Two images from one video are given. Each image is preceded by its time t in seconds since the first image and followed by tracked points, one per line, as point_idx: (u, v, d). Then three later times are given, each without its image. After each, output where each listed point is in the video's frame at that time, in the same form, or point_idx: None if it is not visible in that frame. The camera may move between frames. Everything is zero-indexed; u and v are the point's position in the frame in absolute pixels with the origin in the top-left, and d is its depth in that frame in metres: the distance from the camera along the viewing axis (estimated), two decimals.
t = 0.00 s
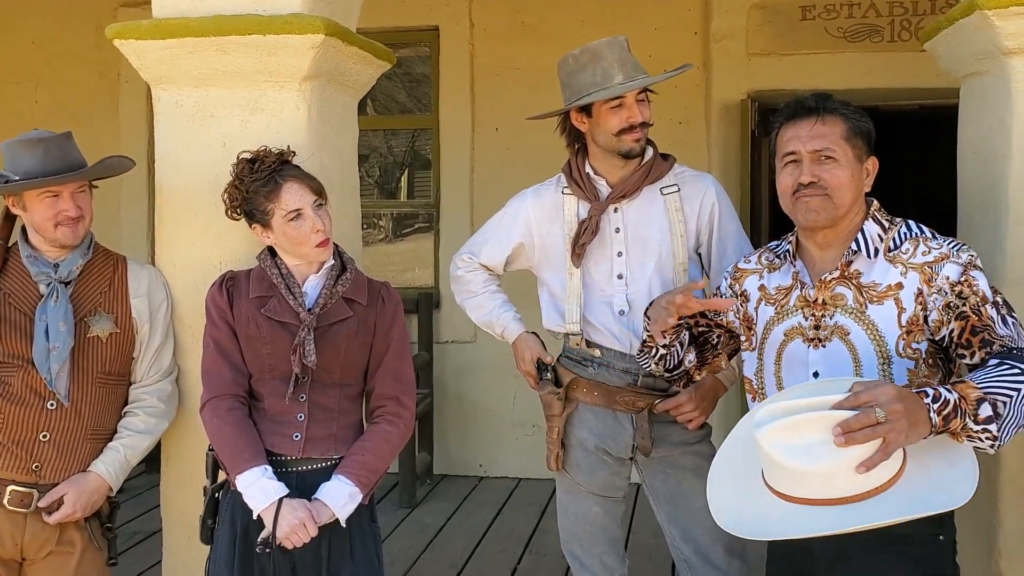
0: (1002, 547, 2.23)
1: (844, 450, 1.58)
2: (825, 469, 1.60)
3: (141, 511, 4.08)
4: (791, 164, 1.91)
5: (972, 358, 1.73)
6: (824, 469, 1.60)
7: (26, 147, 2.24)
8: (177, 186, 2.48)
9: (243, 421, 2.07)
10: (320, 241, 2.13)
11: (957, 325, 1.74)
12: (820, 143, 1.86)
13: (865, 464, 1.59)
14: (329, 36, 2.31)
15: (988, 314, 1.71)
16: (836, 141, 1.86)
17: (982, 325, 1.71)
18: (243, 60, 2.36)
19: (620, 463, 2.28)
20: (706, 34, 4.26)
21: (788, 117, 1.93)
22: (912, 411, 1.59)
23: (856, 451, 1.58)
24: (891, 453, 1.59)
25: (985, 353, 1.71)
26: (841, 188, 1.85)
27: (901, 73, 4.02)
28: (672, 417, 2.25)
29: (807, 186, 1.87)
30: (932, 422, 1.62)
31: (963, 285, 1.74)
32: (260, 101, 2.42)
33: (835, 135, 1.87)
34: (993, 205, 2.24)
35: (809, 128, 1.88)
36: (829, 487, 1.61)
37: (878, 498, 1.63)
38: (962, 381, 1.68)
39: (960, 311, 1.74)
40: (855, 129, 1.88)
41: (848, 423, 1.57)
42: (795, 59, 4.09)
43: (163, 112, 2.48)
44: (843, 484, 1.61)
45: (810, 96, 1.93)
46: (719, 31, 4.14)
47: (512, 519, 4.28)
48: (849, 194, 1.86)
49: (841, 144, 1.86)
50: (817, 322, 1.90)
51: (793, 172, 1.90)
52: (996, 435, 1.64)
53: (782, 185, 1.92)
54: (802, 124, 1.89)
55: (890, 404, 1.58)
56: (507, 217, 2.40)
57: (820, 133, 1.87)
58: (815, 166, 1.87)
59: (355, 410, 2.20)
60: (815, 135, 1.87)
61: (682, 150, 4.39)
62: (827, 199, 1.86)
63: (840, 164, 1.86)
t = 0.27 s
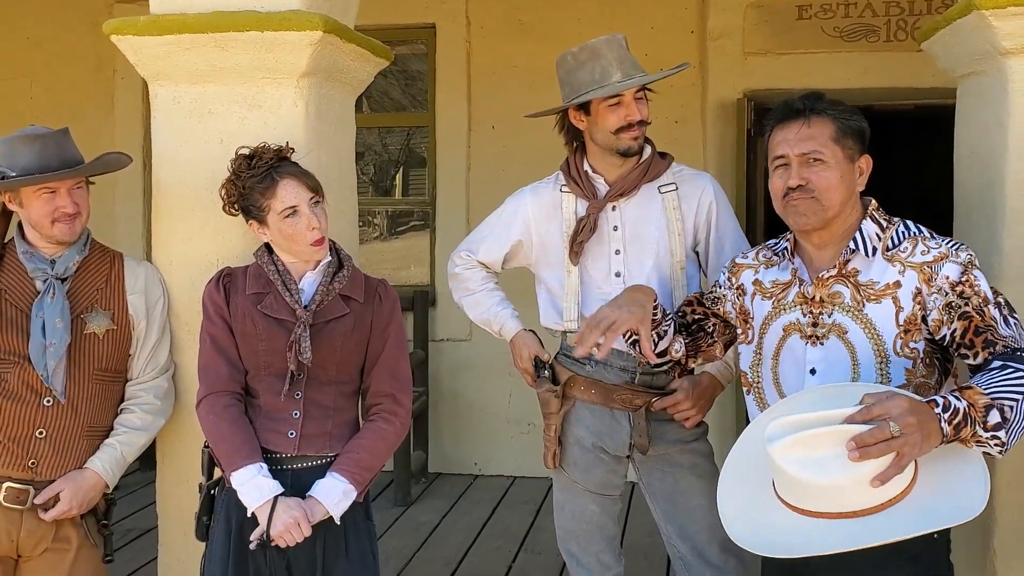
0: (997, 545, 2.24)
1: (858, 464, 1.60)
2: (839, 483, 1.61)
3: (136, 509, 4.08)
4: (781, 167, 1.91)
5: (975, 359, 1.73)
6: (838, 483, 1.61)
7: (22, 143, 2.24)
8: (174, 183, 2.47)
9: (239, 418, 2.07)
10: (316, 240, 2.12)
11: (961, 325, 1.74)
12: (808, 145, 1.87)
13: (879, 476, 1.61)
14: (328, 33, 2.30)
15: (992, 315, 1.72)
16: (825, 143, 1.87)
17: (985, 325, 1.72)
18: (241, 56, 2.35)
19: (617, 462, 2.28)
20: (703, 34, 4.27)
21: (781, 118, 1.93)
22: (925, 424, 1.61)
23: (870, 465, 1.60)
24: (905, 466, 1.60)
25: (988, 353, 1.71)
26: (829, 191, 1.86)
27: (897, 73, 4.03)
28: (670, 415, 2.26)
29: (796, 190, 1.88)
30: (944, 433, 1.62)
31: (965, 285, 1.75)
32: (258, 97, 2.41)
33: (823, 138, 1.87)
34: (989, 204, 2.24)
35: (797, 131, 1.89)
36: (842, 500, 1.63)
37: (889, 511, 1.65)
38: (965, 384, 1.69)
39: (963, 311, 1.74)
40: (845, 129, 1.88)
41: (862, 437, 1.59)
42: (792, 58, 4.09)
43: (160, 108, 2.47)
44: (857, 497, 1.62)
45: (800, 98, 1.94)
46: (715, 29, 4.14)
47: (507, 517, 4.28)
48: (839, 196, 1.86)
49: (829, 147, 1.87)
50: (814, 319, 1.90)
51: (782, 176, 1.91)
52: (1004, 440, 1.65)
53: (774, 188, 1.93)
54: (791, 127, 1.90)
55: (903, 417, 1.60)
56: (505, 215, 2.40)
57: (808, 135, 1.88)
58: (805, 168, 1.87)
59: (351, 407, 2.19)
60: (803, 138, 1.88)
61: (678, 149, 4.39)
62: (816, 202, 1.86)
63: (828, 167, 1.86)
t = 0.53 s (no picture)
0: (991, 546, 2.25)
1: (844, 474, 1.62)
2: (826, 493, 1.63)
3: (131, 510, 4.07)
4: (783, 164, 1.91)
5: (967, 372, 1.78)
6: (826, 494, 1.63)
7: (18, 144, 2.23)
8: (170, 185, 2.47)
9: (233, 421, 2.08)
10: (302, 244, 2.12)
11: (956, 335, 1.78)
12: (809, 143, 1.88)
13: (864, 485, 1.63)
14: (324, 35, 2.31)
15: (986, 328, 1.75)
16: (827, 142, 1.87)
17: (979, 338, 1.75)
18: (237, 59, 2.35)
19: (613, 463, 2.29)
20: (699, 35, 4.27)
21: (782, 118, 1.94)
22: (909, 434, 1.63)
23: (855, 475, 1.62)
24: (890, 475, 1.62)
25: (980, 367, 1.76)
26: (829, 188, 1.86)
27: (893, 75, 4.04)
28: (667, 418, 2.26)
29: (796, 186, 1.88)
30: (927, 443, 1.65)
31: (961, 295, 1.77)
32: (255, 99, 2.41)
33: (825, 136, 1.88)
34: (984, 207, 2.25)
35: (798, 129, 1.90)
36: (830, 510, 1.64)
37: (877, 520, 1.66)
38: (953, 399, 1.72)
39: (958, 322, 1.77)
40: (846, 129, 1.89)
41: (846, 447, 1.61)
42: (787, 61, 4.10)
43: (156, 110, 2.47)
44: (844, 507, 1.64)
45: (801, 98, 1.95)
46: (712, 31, 4.15)
47: (504, 518, 4.28)
48: (838, 194, 1.87)
49: (830, 145, 1.87)
50: (810, 323, 1.91)
51: (782, 172, 1.91)
52: (987, 452, 1.68)
53: (774, 184, 1.93)
54: (792, 125, 1.91)
55: (887, 428, 1.62)
56: (501, 217, 2.40)
57: (810, 133, 1.88)
58: (806, 165, 1.88)
59: (346, 410, 2.20)
60: (805, 135, 1.89)
61: (674, 150, 4.40)
62: (815, 199, 1.87)
63: (828, 165, 1.87)
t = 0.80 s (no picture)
0: (982, 542, 2.23)
1: (857, 520, 1.60)
2: (840, 538, 1.61)
3: (120, 509, 4.04)
4: (770, 157, 1.89)
5: (958, 380, 1.76)
6: (837, 539, 1.61)
7: None
8: (153, 179, 2.45)
9: (214, 417, 2.05)
10: (278, 238, 2.09)
11: (949, 339, 1.76)
12: (798, 135, 1.86)
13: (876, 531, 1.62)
14: (309, 28, 2.28)
15: (981, 336, 1.73)
16: (815, 135, 1.85)
17: (973, 346, 1.74)
18: (221, 52, 2.33)
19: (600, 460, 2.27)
20: (691, 31, 4.25)
21: (770, 110, 1.91)
22: (920, 478, 1.62)
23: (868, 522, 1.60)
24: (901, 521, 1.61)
25: (972, 376, 1.74)
26: (817, 182, 1.84)
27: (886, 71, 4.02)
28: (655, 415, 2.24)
29: (784, 179, 1.86)
30: (933, 481, 1.64)
31: (954, 296, 1.75)
32: (239, 93, 2.39)
33: (813, 129, 1.86)
34: (974, 201, 2.24)
35: (787, 121, 1.88)
36: (842, 554, 1.62)
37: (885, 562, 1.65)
38: (951, 424, 1.71)
39: (951, 326, 1.75)
40: (835, 122, 1.86)
41: (863, 495, 1.59)
42: (780, 56, 4.09)
43: (140, 103, 2.44)
44: (855, 551, 1.63)
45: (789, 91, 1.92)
46: (704, 27, 4.13)
47: (495, 516, 4.26)
48: (825, 188, 1.85)
49: (819, 138, 1.85)
50: (795, 321, 1.90)
51: (770, 165, 1.88)
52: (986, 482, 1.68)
53: (761, 178, 1.90)
54: (781, 117, 1.89)
55: (902, 476, 1.61)
56: (488, 212, 2.38)
57: (799, 126, 1.86)
58: (793, 158, 1.86)
59: (330, 407, 2.18)
60: (793, 128, 1.86)
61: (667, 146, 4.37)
62: (803, 193, 1.85)
63: (816, 158, 1.85)
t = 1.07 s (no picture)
0: (980, 550, 2.18)
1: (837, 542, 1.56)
2: (819, 559, 1.57)
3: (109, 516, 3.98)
4: (762, 158, 1.84)
5: (947, 391, 1.71)
6: (816, 559, 1.57)
7: None
8: (133, 182, 2.40)
9: (193, 427, 2.00)
10: (258, 242, 2.03)
11: (939, 349, 1.70)
12: (791, 136, 1.80)
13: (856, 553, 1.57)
14: (290, 27, 2.23)
15: (972, 346, 1.68)
16: (809, 135, 1.80)
17: (964, 356, 1.68)
18: (201, 52, 2.27)
19: (590, 469, 2.21)
20: (686, 30, 4.20)
21: (762, 109, 1.86)
22: (905, 502, 1.56)
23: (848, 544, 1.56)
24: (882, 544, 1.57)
25: (962, 389, 1.69)
26: (809, 184, 1.79)
27: (883, 69, 3.97)
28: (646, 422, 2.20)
29: (776, 180, 1.81)
30: (917, 502, 1.58)
31: (946, 303, 1.69)
32: (219, 94, 2.33)
33: (807, 129, 1.80)
34: (971, 202, 2.18)
35: (780, 121, 1.82)
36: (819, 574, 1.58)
37: None
38: (937, 440, 1.64)
39: (942, 334, 1.69)
40: (829, 122, 1.81)
41: (845, 518, 1.54)
42: (776, 55, 4.03)
43: (119, 104, 2.39)
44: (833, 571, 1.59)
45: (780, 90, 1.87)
46: (699, 26, 4.07)
47: (490, 521, 4.21)
48: (818, 190, 1.80)
49: (812, 139, 1.80)
50: (785, 327, 1.85)
51: (761, 166, 1.83)
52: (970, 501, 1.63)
53: (752, 180, 1.85)
54: (774, 117, 1.83)
55: (887, 500, 1.55)
56: (475, 214, 2.33)
57: (792, 126, 1.81)
58: (786, 159, 1.80)
59: (312, 415, 2.12)
60: (786, 128, 1.81)
61: (662, 146, 4.32)
62: (795, 195, 1.79)
63: (809, 160, 1.80)
